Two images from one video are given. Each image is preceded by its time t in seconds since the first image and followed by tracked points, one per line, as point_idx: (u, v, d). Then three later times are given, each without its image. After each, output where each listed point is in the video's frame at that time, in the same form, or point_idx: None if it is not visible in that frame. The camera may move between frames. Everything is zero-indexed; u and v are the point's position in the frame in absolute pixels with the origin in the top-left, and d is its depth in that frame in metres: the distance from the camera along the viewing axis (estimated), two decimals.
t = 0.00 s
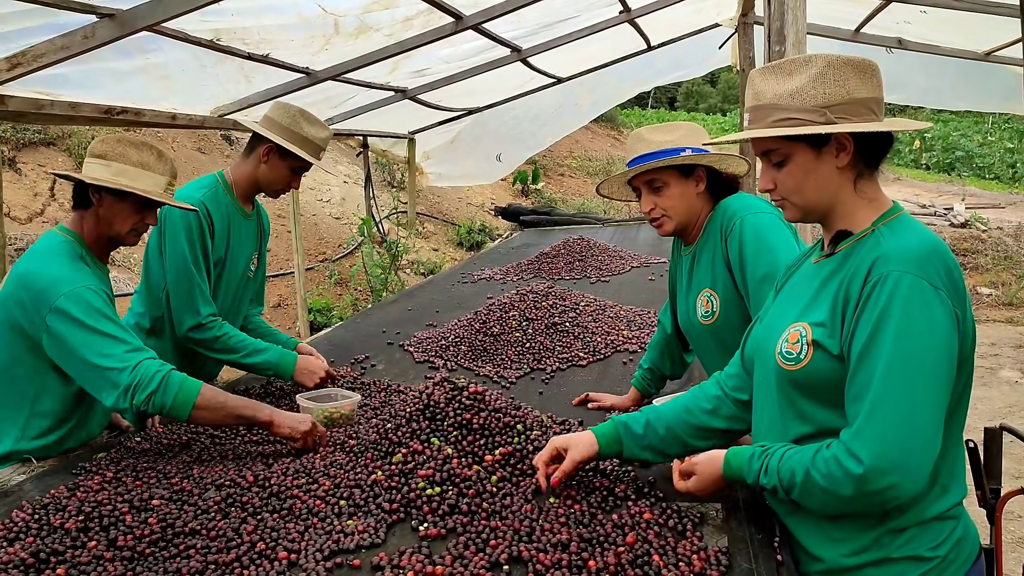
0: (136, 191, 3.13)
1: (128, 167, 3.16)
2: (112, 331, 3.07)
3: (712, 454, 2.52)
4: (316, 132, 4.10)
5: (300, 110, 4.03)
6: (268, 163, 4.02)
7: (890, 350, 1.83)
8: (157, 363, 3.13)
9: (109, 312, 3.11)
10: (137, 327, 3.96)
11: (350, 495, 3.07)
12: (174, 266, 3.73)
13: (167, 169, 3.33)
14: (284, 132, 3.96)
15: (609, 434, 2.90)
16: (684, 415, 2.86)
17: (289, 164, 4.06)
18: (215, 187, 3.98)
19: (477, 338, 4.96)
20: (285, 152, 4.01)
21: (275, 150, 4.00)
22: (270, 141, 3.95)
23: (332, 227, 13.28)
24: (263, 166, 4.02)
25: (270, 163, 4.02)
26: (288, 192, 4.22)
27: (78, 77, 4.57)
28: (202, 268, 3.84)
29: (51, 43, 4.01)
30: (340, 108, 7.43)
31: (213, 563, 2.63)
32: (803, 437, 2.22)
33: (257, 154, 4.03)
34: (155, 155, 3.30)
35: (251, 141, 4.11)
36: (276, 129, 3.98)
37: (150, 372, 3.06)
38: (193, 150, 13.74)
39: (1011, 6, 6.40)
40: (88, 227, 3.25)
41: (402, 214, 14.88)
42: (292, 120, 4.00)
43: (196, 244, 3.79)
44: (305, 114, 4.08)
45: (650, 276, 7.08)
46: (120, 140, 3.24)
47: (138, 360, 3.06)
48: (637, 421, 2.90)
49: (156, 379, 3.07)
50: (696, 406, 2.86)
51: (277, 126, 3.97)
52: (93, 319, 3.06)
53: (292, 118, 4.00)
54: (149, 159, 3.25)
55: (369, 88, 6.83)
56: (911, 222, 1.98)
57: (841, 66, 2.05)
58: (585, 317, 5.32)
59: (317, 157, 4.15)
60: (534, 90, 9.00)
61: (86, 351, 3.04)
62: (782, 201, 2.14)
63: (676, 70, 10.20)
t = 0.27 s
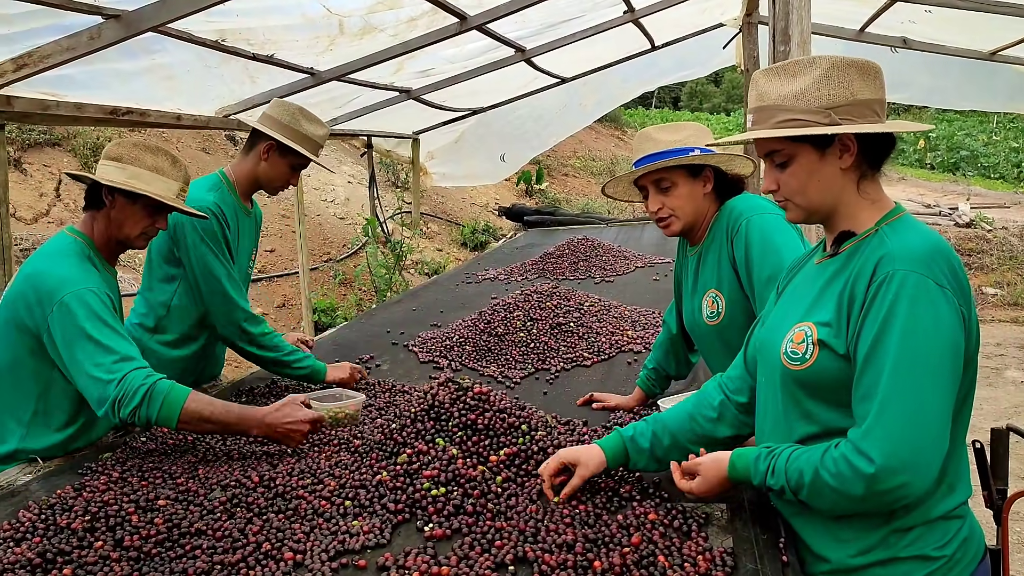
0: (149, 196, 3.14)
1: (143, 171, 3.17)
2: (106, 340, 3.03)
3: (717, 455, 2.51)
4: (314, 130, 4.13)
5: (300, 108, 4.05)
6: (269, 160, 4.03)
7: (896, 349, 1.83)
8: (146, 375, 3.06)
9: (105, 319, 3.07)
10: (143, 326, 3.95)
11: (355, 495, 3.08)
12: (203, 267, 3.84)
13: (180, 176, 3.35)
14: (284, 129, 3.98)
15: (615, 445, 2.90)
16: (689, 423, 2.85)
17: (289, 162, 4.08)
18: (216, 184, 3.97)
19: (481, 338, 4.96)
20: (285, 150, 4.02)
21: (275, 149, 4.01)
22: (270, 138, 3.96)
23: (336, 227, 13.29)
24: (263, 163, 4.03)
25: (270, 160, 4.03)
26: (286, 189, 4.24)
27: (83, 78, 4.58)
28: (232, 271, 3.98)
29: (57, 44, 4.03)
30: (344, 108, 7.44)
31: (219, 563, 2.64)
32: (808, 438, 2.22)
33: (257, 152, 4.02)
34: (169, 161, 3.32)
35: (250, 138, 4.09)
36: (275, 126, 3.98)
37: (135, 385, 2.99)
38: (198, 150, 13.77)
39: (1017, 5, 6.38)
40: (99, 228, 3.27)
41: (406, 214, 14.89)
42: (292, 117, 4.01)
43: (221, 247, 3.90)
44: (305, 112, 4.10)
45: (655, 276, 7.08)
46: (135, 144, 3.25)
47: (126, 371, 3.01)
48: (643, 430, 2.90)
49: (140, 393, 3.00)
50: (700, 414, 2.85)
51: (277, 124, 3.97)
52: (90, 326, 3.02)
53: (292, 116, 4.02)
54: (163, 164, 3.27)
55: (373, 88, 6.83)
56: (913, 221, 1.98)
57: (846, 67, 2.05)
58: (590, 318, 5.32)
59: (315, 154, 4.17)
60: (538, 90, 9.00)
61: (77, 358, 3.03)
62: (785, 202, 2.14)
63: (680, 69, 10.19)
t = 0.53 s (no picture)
0: (155, 195, 3.15)
1: (148, 171, 3.18)
2: (109, 338, 3.02)
3: (709, 461, 2.53)
4: (326, 132, 4.13)
5: (312, 110, 4.04)
6: (281, 163, 4.02)
7: (882, 357, 1.82)
8: (146, 371, 3.06)
9: (107, 318, 3.06)
10: (155, 325, 3.96)
11: (361, 495, 3.08)
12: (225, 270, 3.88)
13: (185, 175, 3.36)
14: (297, 132, 3.96)
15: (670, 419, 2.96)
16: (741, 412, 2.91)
17: (301, 164, 4.08)
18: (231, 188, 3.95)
19: (486, 338, 4.96)
20: (298, 153, 4.02)
21: (288, 152, 4.00)
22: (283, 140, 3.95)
23: (340, 227, 13.31)
24: (277, 166, 4.01)
25: (283, 162, 4.02)
26: (297, 191, 4.23)
27: (89, 79, 4.59)
28: (261, 274, 4.03)
29: (63, 45, 4.04)
30: (348, 108, 7.45)
31: (226, 562, 2.64)
32: (805, 436, 2.21)
33: (271, 154, 4.00)
34: (175, 161, 3.33)
35: (261, 140, 4.06)
36: (288, 129, 3.97)
37: (136, 381, 2.99)
38: (203, 150, 13.81)
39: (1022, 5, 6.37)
40: (104, 228, 3.27)
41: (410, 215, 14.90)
42: (305, 120, 4.01)
43: (248, 253, 3.96)
44: (316, 114, 4.09)
45: (660, 276, 7.08)
46: (142, 144, 3.25)
47: (126, 367, 3.00)
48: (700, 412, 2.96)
49: (140, 390, 3.00)
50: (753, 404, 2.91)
51: (291, 127, 3.96)
52: (93, 325, 3.02)
53: (304, 119, 4.01)
54: (169, 164, 3.28)
55: (377, 88, 6.84)
56: (901, 222, 1.96)
57: (839, 71, 2.04)
58: (595, 317, 5.31)
59: (327, 157, 4.15)
60: (542, 90, 9.00)
61: (79, 356, 3.02)
62: (782, 205, 2.13)
63: (684, 70, 10.18)
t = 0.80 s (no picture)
0: (160, 194, 3.16)
1: (153, 169, 3.19)
2: (111, 344, 3.01)
3: (704, 457, 2.51)
4: (336, 135, 4.14)
5: (322, 113, 4.07)
6: (290, 164, 4.04)
7: (871, 356, 1.83)
8: (148, 376, 3.05)
9: (110, 322, 3.05)
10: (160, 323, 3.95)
11: (365, 494, 3.09)
12: (211, 270, 3.83)
13: (189, 174, 3.39)
14: (306, 133, 3.98)
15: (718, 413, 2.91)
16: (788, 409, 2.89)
17: (310, 166, 4.08)
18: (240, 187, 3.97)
19: (490, 338, 4.96)
20: (307, 154, 4.03)
21: (297, 153, 4.02)
22: (292, 142, 3.97)
23: (343, 227, 13.31)
24: (285, 167, 4.03)
25: (292, 164, 4.03)
26: (307, 194, 4.24)
27: (92, 79, 4.60)
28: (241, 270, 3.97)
29: (67, 44, 4.05)
30: (351, 108, 7.45)
31: (231, 561, 2.64)
32: (805, 434, 2.20)
33: (279, 155, 4.03)
34: (178, 159, 3.35)
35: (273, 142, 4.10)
36: (296, 129, 4.00)
37: (137, 388, 2.99)
38: (206, 150, 13.82)
39: None
40: (109, 227, 3.28)
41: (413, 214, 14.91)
42: (314, 122, 4.03)
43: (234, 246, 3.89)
44: (325, 117, 4.12)
45: (663, 276, 7.08)
46: (146, 143, 3.27)
47: (128, 373, 3.00)
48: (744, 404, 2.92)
49: (142, 396, 3.00)
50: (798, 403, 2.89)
51: (299, 127, 3.99)
52: (98, 327, 3.01)
53: (314, 121, 4.04)
54: (172, 163, 3.30)
55: (380, 88, 6.85)
56: (897, 221, 1.94)
57: (832, 73, 2.04)
58: (598, 317, 5.32)
59: (337, 159, 4.17)
60: (544, 90, 9.00)
61: (84, 358, 3.03)
62: (782, 207, 2.13)
63: (686, 69, 10.18)
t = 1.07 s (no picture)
0: (166, 194, 3.15)
1: (158, 169, 3.18)
2: (117, 342, 3.02)
3: (710, 445, 2.49)
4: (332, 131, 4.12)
5: (317, 109, 4.05)
6: (286, 162, 4.04)
7: (884, 357, 1.82)
8: (153, 374, 3.07)
9: (117, 321, 3.06)
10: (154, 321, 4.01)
11: (367, 493, 3.09)
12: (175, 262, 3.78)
13: (195, 175, 3.36)
14: (299, 130, 3.98)
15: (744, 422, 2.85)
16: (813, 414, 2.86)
17: (306, 163, 4.07)
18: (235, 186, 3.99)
19: (491, 337, 4.96)
20: (302, 151, 4.02)
21: (292, 149, 4.01)
22: (286, 139, 3.97)
23: (345, 226, 13.32)
24: (281, 165, 4.03)
25: (287, 161, 4.03)
26: (305, 191, 4.23)
27: (94, 78, 4.60)
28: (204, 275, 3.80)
29: (68, 43, 4.06)
30: (353, 107, 7.45)
31: (232, 559, 2.64)
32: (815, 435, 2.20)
33: (275, 153, 4.04)
34: (184, 160, 3.33)
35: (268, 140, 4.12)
36: (291, 127, 3.99)
37: (141, 385, 3.01)
38: (207, 149, 13.83)
39: None
40: (113, 226, 3.28)
41: (414, 214, 14.92)
42: (308, 118, 4.02)
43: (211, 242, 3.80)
44: (321, 113, 4.11)
45: (665, 275, 7.08)
46: (152, 143, 3.26)
47: (133, 371, 3.01)
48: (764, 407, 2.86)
49: (146, 394, 3.01)
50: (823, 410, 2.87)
51: (294, 125, 3.98)
52: (104, 325, 3.02)
53: (308, 118, 4.02)
54: (179, 164, 3.28)
55: (382, 87, 6.85)
56: (910, 221, 1.94)
57: (841, 69, 2.04)
58: (599, 316, 5.32)
59: (333, 156, 4.14)
60: (546, 90, 9.00)
61: (88, 356, 3.03)
62: (790, 204, 2.12)
63: (688, 69, 10.18)
